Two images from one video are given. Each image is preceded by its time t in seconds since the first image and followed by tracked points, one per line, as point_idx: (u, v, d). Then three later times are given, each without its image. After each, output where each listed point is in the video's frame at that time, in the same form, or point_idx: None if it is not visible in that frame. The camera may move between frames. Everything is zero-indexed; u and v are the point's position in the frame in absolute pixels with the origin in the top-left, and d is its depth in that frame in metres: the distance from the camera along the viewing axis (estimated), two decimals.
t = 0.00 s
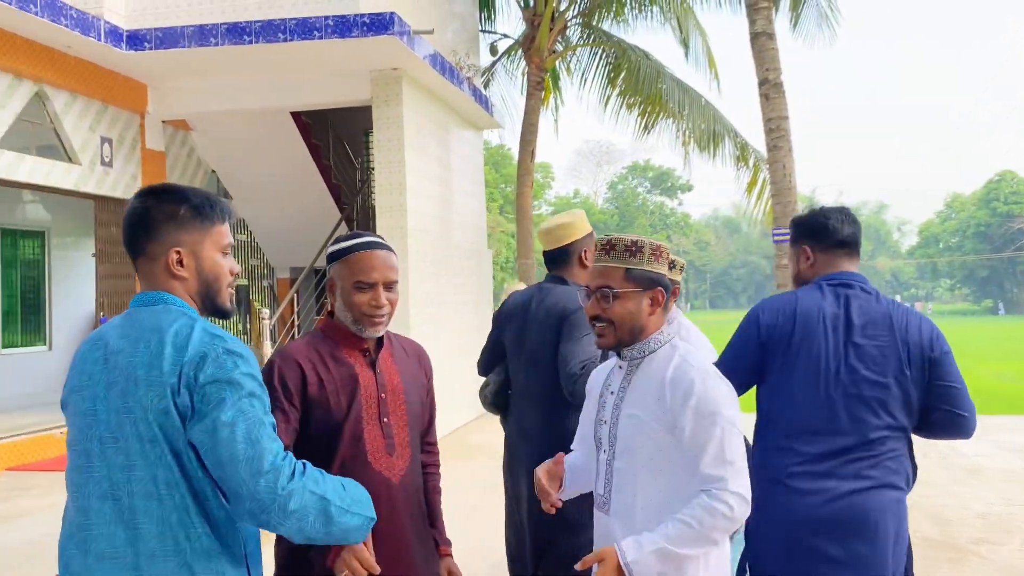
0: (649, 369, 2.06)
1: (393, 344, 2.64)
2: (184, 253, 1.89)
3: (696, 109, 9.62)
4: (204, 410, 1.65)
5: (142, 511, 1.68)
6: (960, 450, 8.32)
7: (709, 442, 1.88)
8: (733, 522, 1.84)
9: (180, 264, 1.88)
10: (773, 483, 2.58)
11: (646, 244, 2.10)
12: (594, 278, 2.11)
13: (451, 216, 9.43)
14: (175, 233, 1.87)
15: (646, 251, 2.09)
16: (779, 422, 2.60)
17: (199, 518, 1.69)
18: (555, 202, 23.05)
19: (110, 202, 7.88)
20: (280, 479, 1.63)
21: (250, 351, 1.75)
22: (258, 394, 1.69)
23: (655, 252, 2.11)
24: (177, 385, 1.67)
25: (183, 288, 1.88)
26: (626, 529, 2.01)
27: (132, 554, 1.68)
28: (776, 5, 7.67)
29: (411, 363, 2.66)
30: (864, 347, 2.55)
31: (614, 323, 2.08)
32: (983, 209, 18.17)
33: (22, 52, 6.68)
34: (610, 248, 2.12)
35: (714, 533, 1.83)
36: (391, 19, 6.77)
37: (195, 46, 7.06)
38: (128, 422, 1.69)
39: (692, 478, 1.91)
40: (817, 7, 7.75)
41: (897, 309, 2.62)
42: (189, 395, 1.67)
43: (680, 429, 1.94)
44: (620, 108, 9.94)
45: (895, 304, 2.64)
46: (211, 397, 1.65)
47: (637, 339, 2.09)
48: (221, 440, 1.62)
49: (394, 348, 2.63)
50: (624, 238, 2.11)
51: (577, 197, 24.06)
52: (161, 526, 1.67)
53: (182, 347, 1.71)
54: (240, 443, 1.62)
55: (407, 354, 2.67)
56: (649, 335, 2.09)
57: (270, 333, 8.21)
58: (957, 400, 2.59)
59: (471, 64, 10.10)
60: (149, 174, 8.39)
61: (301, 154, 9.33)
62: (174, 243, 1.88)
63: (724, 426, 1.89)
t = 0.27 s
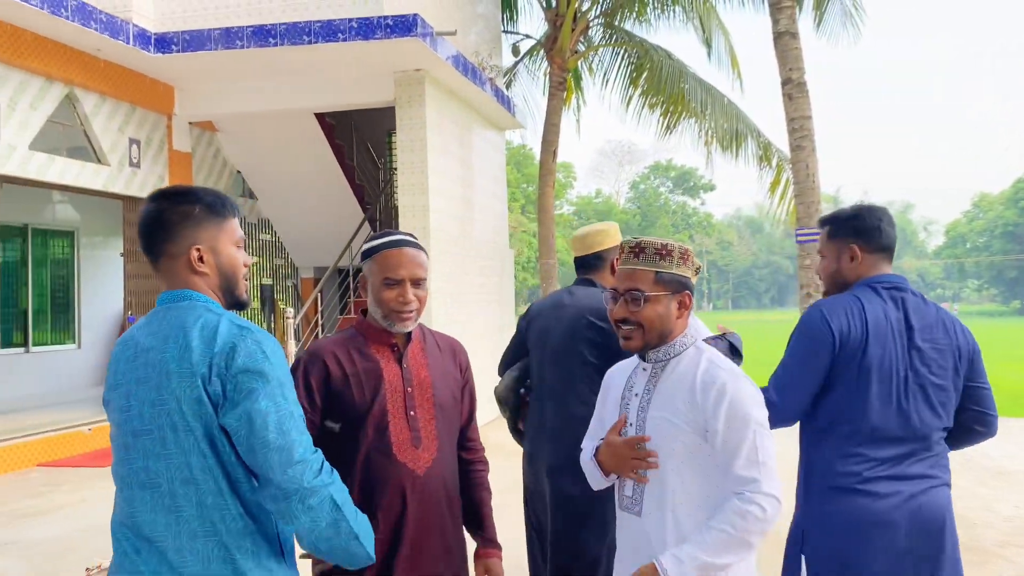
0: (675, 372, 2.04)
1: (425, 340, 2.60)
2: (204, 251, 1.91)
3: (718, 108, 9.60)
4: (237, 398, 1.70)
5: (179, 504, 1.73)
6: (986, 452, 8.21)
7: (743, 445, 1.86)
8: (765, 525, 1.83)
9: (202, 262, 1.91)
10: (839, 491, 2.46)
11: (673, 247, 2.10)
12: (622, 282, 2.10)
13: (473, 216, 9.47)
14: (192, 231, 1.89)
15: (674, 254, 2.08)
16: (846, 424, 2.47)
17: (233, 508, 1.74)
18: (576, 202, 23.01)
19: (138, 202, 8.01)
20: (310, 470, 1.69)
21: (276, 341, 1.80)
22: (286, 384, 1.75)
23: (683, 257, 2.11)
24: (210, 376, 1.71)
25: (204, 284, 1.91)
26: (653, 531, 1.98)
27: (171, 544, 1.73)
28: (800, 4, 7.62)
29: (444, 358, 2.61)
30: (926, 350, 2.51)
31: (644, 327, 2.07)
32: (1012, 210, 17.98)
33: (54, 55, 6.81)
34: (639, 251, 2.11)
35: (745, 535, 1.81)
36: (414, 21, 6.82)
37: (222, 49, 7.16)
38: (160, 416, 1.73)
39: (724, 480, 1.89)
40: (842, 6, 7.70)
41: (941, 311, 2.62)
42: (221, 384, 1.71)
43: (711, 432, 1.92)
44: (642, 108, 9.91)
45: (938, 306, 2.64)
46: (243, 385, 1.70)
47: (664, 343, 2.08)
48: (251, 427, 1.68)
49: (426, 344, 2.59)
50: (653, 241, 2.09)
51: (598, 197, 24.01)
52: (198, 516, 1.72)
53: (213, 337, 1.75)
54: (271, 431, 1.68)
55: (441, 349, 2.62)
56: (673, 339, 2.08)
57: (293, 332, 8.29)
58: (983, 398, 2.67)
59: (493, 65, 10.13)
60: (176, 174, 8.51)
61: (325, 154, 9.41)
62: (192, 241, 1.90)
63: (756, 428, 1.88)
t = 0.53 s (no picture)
0: (693, 376, 1.99)
1: (457, 336, 2.43)
2: (263, 251, 1.92)
3: (746, 106, 9.52)
4: (273, 410, 1.73)
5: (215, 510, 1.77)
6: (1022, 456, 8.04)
7: (766, 450, 1.81)
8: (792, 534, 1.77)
9: (261, 262, 1.92)
10: (920, 498, 2.33)
11: (686, 248, 2.05)
12: (630, 280, 2.06)
13: (499, 215, 9.48)
14: (253, 231, 1.91)
15: (686, 254, 2.03)
16: (925, 429, 2.35)
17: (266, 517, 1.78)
18: (604, 200, 22.94)
19: (170, 201, 8.15)
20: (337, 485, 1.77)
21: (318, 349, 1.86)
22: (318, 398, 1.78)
23: (696, 258, 2.05)
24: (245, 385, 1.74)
25: (263, 284, 1.93)
26: (676, 538, 1.93)
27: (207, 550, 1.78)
28: None
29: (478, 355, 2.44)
30: (971, 349, 2.47)
31: (652, 328, 2.02)
32: None
33: (88, 57, 6.96)
34: (650, 251, 2.07)
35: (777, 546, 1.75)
36: (440, 21, 6.84)
37: (251, 50, 7.26)
38: (198, 422, 1.77)
39: (748, 487, 1.83)
40: (873, 2, 7.58)
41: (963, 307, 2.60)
42: (255, 395, 1.74)
43: (732, 436, 1.87)
44: (669, 106, 9.85)
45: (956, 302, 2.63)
46: (276, 397, 1.73)
47: (676, 345, 2.03)
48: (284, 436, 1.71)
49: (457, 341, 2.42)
50: (664, 241, 2.05)
51: (627, 195, 23.91)
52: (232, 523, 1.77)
53: (251, 348, 1.77)
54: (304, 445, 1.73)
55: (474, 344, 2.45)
56: (688, 341, 2.02)
57: (321, 329, 8.38)
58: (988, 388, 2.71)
59: (520, 63, 10.14)
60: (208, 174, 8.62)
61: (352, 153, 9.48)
62: (252, 241, 1.91)
63: (780, 435, 1.82)
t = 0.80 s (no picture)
0: (700, 371, 1.93)
1: (449, 330, 2.34)
2: (306, 254, 1.91)
3: (777, 100, 9.35)
4: (297, 409, 1.72)
5: (232, 513, 1.74)
6: None
7: (774, 449, 1.75)
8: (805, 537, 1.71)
9: (304, 266, 1.90)
10: (989, 505, 2.12)
11: (687, 240, 1.99)
12: (635, 272, 2.04)
13: (524, 210, 9.43)
14: (296, 235, 1.89)
15: (686, 247, 1.97)
16: (995, 434, 2.14)
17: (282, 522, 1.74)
18: (636, 194, 22.73)
19: (198, 196, 8.24)
20: (345, 481, 1.75)
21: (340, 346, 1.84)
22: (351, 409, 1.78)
23: (698, 251, 1.98)
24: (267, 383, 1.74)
25: (308, 288, 1.92)
26: (686, 539, 1.88)
27: (223, 554, 1.74)
28: None
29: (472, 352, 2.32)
30: None
31: (650, 320, 1.99)
32: None
33: (118, 53, 7.05)
34: (654, 243, 2.03)
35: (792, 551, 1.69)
36: (464, 15, 6.81)
37: (278, 46, 7.30)
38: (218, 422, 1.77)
39: (757, 488, 1.78)
40: None
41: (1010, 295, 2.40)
42: (274, 393, 1.73)
43: (738, 434, 1.81)
44: (699, 99, 9.70)
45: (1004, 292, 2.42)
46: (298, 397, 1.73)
47: (679, 339, 1.98)
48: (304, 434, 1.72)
49: (446, 334, 2.33)
50: (667, 233, 2.01)
51: (659, 189, 23.66)
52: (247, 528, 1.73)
53: (276, 346, 1.76)
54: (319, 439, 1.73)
55: (469, 339, 2.35)
56: (692, 336, 1.97)
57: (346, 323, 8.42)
58: None
59: (547, 57, 10.07)
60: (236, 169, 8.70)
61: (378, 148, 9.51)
62: (295, 245, 1.90)
63: (787, 434, 1.76)
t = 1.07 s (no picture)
0: (714, 365, 1.92)
1: (441, 318, 2.18)
2: (325, 253, 1.91)
3: (810, 89, 9.20)
4: (302, 398, 1.71)
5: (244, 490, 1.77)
6: None
7: (780, 448, 1.74)
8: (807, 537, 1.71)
9: (322, 264, 1.91)
10: None
11: (700, 231, 1.96)
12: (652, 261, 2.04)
13: (552, 200, 9.42)
14: (312, 233, 1.90)
15: (698, 238, 1.95)
16: None
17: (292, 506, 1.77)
18: (670, 184, 22.49)
19: (230, 187, 8.36)
20: (373, 463, 1.71)
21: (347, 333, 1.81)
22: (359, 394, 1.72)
23: (712, 241, 1.95)
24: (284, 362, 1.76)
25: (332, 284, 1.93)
26: (693, 533, 1.89)
27: (230, 532, 1.77)
28: None
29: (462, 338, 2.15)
30: None
31: (661, 311, 2.00)
32: None
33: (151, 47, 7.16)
34: (671, 234, 2.03)
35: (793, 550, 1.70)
36: (491, 6, 6.80)
37: (307, 38, 7.36)
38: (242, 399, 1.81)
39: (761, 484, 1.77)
40: None
41: None
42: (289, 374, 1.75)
43: (745, 431, 1.79)
44: (730, 88, 9.57)
45: None
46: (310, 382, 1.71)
47: (692, 332, 1.97)
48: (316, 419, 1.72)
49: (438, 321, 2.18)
50: (681, 224, 2.00)
51: (693, 179, 23.41)
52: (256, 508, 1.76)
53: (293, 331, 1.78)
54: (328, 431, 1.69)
55: (462, 324, 2.18)
56: (705, 329, 1.95)
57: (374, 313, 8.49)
58: None
59: (576, 47, 10.01)
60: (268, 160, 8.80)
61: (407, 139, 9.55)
62: (312, 248, 1.91)
63: (791, 435, 1.74)
